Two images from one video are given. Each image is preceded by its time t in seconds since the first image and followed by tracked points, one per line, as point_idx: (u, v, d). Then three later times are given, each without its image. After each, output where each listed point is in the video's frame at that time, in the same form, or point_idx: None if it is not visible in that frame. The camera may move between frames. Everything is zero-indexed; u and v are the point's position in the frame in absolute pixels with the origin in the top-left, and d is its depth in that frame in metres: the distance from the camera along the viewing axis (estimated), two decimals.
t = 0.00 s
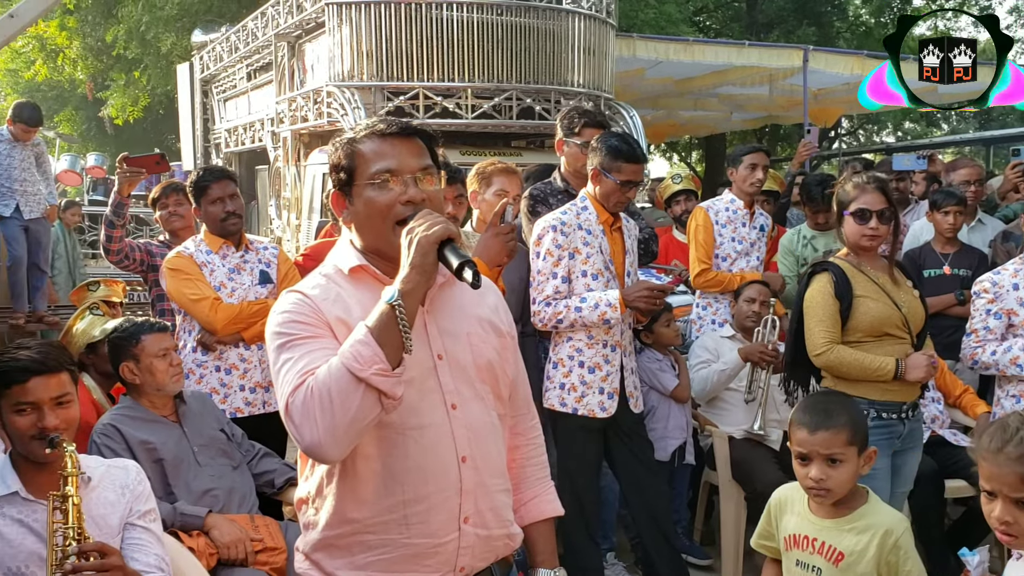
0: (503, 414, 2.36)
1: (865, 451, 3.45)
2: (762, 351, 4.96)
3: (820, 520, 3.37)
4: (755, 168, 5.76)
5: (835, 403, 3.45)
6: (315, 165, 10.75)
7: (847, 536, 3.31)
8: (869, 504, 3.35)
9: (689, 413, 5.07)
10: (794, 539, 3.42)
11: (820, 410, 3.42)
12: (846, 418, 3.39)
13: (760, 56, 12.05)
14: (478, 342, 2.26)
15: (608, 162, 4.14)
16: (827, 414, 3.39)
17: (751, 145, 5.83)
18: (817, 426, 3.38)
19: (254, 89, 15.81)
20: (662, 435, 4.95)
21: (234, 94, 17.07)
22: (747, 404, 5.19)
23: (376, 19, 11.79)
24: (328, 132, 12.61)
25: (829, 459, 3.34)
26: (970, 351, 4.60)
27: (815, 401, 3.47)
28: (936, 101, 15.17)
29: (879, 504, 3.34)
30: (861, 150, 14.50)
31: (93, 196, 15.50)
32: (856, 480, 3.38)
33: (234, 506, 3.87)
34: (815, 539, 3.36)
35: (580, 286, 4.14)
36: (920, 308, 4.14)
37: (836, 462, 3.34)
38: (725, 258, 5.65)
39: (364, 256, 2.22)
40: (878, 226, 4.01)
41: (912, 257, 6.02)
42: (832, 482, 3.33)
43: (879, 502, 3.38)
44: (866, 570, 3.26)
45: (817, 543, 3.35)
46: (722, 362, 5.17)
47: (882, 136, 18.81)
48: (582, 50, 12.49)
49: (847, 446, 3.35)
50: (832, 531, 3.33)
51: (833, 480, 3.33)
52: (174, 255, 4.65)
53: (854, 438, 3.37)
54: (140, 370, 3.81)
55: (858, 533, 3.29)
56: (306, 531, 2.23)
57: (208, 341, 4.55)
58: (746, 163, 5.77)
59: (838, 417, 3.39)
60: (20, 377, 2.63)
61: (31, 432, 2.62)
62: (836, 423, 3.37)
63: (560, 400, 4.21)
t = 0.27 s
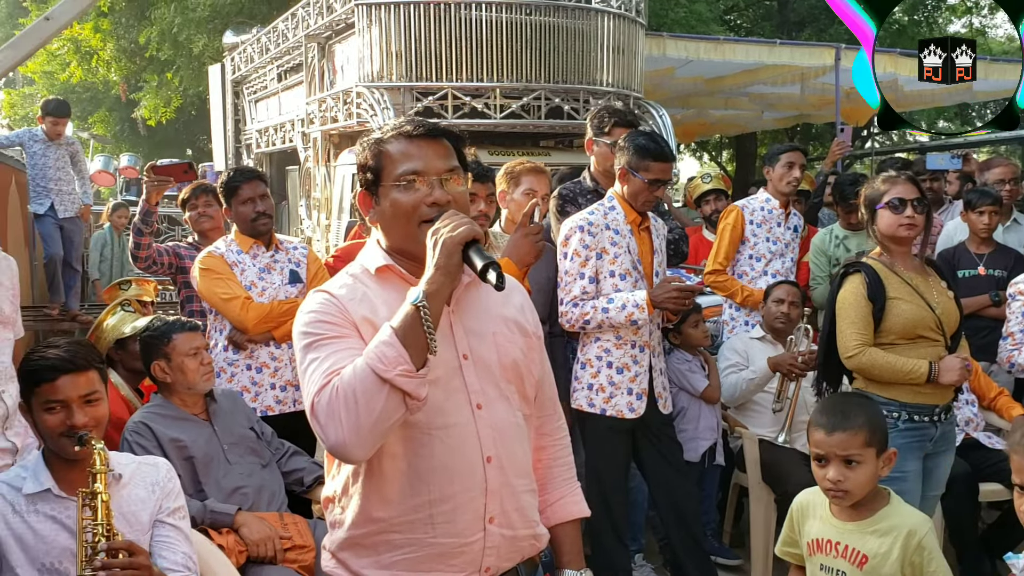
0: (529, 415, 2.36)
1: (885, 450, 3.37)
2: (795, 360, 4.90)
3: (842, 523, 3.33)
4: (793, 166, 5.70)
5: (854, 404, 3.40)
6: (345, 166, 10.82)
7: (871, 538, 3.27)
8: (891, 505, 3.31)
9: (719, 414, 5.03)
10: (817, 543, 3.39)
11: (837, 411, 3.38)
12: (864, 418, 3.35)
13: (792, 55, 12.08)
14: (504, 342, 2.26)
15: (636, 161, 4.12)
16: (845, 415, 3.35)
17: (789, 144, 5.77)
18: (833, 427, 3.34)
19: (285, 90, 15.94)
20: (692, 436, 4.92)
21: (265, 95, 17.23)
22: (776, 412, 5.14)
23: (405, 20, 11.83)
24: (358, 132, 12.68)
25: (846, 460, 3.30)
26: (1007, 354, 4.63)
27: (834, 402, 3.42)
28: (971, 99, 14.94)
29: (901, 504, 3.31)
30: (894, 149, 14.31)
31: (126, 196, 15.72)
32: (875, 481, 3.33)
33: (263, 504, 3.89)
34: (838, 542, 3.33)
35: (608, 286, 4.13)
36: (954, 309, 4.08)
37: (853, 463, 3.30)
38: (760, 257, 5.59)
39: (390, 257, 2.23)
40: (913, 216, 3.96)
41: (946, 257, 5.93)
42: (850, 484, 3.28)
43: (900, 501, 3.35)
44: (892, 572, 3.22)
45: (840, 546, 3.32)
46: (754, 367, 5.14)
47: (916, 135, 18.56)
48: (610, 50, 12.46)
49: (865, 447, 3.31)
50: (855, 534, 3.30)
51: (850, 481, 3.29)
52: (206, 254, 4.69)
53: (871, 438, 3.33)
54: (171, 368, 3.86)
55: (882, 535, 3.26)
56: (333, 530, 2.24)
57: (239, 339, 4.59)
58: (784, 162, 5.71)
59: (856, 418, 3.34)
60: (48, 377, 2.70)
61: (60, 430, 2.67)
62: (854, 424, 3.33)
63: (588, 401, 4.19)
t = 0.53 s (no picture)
0: (556, 416, 2.35)
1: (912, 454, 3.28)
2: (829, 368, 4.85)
3: (872, 526, 3.29)
4: (825, 166, 5.62)
5: (881, 404, 3.32)
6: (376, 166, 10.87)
7: (902, 541, 3.22)
8: (922, 507, 3.26)
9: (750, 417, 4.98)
10: (847, 547, 3.35)
11: (861, 411, 3.31)
12: (886, 419, 3.27)
13: (826, 53, 11.97)
14: (532, 343, 2.25)
15: (665, 160, 4.10)
16: (866, 415, 3.29)
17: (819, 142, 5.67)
18: (855, 426, 3.29)
19: (317, 91, 16.05)
20: (723, 438, 4.88)
21: (298, 96, 17.37)
22: (810, 415, 5.15)
23: (436, 20, 11.87)
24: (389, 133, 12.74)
25: (865, 461, 3.25)
26: None
27: (864, 402, 3.34)
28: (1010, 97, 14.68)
29: (932, 506, 3.25)
30: (930, 148, 14.10)
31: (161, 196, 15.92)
32: (901, 484, 3.26)
33: (295, 502, 3.91)
34: (868, 546, 3.29)
35: (637, 286, 4.10)
36: (990, 311, 4.00)
37: (874, 464, 3.24)
38: (793, 259, 5.54)
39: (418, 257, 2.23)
40: (956, 219, 3.89)
41: (984, 258, 5.83)
42: (870, 484, 3.23)
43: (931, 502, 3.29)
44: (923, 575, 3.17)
45: (871, 550, 3.27)
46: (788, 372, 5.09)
47: (954, 134, 18.28)
48: (642, 48, 12.40)
49: (885, 448, 3.24)
50: (886, 537, 3.25)
51: (871, 482, 3.23)
52: (239, 254, 4.73)
53: (893, 440, 3.25)
54: (203, 367, 3.90)
55: (912, 538, 3.21)
56: (361, 529, 2.25)
57: (272, 338, 4.63)
58: (814, 162, 5.64)
59: (878, 418, 3.28)
60: (84, 373, 2.73)
61: (94, 427, 2.70)
62: (876, 424, 3.26)
63: (619, 402, 4.18)
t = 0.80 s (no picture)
0: (583, 417, 2.33)
1: (940, 455, 3.23)
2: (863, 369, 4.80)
3: (901, 529, 3.24)
4: (853, 164, 5.53)
5: (906, 404, 3.28)
6: (405, 166, 10.89)
7: (931, 543, 3.17)
8: (951, 508, 3.20)
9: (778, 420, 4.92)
10: (876, 550, 3.29)
11: (886, 412, 3.28)
12: (912, 420, 3.23)
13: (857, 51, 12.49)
14: (559, 343, 2.23)
15: (692, 159, 4.05)
16: (892, 416, 3.26)
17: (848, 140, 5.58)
18: (880, 428, 3.25)
19: (347, 90, 16.13)
20: (751, 440, 4.77)
21: (327, 96, 17.45)
22: (843, 416, 5.06)
23: (465, 19, 11.87)
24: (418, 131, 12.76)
25: (891, 462, 3.21)
26: None
27: (889, 403, 3.32)
28: None
29: (961, 508, 3.19)
30: (966, 146, 13.86)
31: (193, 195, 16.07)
32: (929, 486, 3.21)
33: (323, 500, 3.92)
34: (897, 549, 3.23)
35: (667, 286, 4.07)
36: None
37: (899, 466, 3.20)
38: (826, 258, 5.47)
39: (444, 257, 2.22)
40: (991, 214, 3.83)
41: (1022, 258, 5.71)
42: (897, 486, 3.19)
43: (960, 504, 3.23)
44: None
45: (900, 553, 3.22)
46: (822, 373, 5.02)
47: (991, 132, 17.96)
48: (673, 46, 12.41)
49: (912, 450, 3.19)
50: (914, 539, 3.19)
51: (897, 484, 3.19)
52: (269, 253, 4.76)
53: (919, 441, 3.20)
54: (232, 365, 3.92)
55: (941, 540, 3.15)
56: (388, 529, 2.24)
57: (301, 336, 4.65)
58: (842, 160, 5.54)
59: (903, 420, 3.24)
60: (106, 365, 2.79)
61: (115, 420, 2.76)
62: (901, 425, 3.22)
63: (650, 403, 4.14)
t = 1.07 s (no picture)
0: (612, 416, 2.34)
1: (967, 456, 3.18)
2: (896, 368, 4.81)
3: (929, 530, 3.20)
4: (887, 164, 5.49)
5: (931, 405, 3.24)
6: (435, 166, 10.95)
7: (959, 544, 3.13)
8: (980, 509, 3.16)
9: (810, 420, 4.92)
10: (905, 552, 3.27)
11: (910, 412, 3.25)
12: (937, 421, 3.19)
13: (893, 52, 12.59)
14: (587, 342, 2.24)
15: (721, 158, 4.04)
16: (917, 417, 3.22)
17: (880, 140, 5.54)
18: (904, 428, 3.22)
19: (379, 91, 16.23)
20: (785, 441, 4.83)
21: (360, 97, 17.58)
22: (876, 417, 4.99)
23: (496, 19, 11.91)
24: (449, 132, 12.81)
25: (916, 463, 3.18)
26: None
27: (914, 404, 3.28)
28: None
29: (991, 509, 3.15)
30: (1005, 145, 13.63)
31: (228, 195, 16.26)
32: (957, 487, 3.17)
33: (354, 497, 3.96)
34: (926, 550, 3.20)
35: (698, 285, 4.05)
36: None
37: (924, 467, 3.17)
38: (857, 257, 5.43)
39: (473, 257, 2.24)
40: None
41: None
42: (922, 487, 3.16)
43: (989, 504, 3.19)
44: None
45: (929, 554, 3.19)
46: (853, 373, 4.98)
47: None
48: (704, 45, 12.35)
49: (938, 451, 3.16)
50: (942, 540, 3.16)
51: (923, 485, 3.16)
52: (301, 253, 4.81)
53: (945, 442, 3.16)
54: (265, 363, 3.98)
55: (969, 541, 3.11)
56: (417, 526, 2.27)
57: (333, 335, 4.70)
58: (875, 159, 5.50)
59: (928, 421, 3.20)
60: (133, 366, 2.80)
61: (142, 420, 2.77)
62: (926, 426, 3.19)
63: (682, 403, 4.13)
